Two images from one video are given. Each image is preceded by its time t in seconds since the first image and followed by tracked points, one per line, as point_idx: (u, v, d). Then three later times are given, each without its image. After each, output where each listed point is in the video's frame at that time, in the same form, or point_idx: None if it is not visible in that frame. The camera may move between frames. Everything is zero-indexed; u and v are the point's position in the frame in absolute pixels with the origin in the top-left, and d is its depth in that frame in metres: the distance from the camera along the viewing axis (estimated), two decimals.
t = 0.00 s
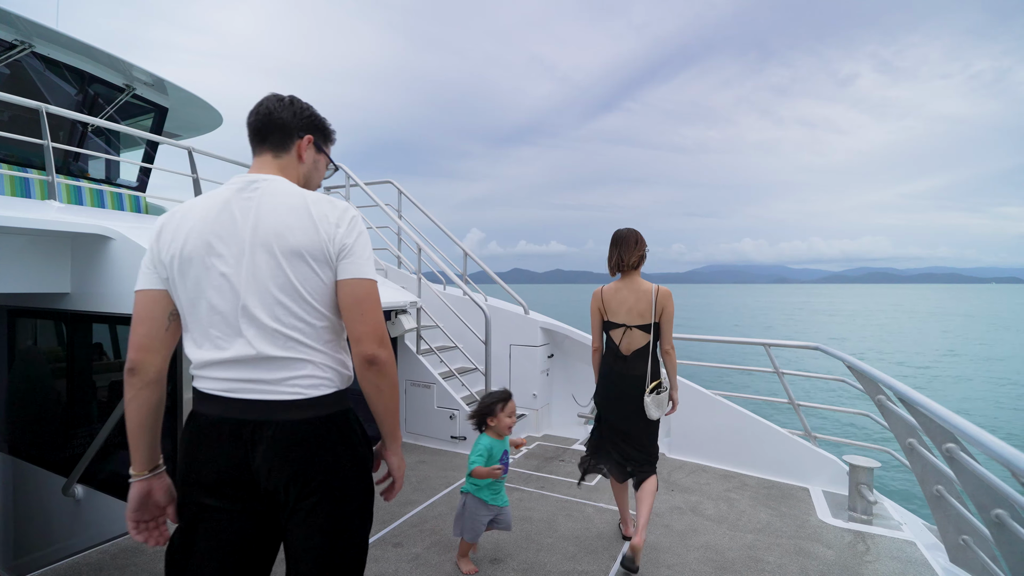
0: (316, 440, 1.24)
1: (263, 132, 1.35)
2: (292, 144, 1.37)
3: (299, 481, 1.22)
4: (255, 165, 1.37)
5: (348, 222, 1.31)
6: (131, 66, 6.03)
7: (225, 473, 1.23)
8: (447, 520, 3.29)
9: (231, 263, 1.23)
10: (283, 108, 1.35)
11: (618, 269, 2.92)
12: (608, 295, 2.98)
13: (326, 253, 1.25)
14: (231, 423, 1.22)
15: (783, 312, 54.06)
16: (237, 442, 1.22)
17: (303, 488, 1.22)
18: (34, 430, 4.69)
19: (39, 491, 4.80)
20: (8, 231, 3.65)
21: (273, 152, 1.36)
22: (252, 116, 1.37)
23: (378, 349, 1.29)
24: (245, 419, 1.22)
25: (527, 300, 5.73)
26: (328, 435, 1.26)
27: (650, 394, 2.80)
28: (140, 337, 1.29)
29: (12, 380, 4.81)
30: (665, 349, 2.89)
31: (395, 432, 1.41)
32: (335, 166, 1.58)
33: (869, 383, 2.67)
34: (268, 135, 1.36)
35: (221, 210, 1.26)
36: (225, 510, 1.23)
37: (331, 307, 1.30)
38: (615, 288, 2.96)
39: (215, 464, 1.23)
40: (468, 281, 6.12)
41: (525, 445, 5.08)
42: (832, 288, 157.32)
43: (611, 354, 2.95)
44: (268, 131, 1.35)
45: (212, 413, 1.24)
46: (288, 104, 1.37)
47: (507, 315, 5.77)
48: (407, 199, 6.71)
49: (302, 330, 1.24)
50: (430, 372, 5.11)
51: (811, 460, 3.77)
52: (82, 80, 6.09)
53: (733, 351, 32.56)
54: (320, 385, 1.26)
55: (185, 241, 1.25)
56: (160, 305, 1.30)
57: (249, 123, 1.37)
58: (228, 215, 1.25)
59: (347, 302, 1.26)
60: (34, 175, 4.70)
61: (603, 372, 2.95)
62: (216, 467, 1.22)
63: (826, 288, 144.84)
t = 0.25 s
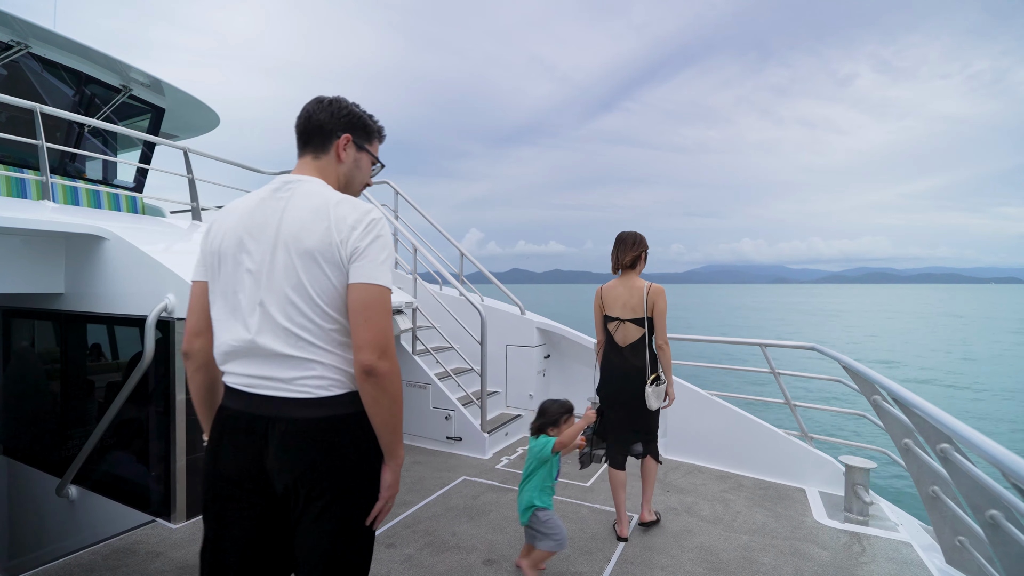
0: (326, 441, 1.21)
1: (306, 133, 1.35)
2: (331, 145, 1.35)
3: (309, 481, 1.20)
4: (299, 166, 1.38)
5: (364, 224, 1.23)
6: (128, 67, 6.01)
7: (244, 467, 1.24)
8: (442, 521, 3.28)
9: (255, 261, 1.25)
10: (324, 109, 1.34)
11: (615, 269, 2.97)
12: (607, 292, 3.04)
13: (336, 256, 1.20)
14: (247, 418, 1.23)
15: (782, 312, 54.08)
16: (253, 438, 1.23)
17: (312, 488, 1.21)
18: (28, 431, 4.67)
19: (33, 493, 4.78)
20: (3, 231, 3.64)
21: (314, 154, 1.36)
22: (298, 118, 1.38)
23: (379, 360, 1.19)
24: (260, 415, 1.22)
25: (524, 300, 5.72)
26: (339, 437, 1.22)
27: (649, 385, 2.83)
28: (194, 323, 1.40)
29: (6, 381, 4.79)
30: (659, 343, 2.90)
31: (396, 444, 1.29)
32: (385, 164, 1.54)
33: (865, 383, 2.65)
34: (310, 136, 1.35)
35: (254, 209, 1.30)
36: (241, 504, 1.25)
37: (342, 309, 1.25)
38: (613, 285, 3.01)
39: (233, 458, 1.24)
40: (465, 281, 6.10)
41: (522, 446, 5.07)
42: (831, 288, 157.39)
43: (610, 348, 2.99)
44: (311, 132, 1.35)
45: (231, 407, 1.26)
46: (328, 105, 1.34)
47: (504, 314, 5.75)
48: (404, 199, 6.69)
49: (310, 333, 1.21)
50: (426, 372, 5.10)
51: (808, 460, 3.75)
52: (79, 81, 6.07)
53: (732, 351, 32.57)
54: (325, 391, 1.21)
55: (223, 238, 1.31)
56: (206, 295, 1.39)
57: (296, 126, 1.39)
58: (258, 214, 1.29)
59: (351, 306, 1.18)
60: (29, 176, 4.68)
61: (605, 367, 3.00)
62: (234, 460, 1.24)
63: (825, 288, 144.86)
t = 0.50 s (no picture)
0: (341, 439, 1.25)
1: (355, 136, 1.41)
2: (376, 146, 1.40)
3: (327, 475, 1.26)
4: (348, 169, 1.44)
5: (393, 230, 1.24)
6: (126, 67, 6.00)
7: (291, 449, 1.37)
8: (438, 521, 3.27)
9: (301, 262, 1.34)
10: (371, 112, 1.39)
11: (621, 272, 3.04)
12: (613, 295, 3.13)
13: (366, 262, 1.24)
14: (289, 405, 1.35)
15: (782, 312, 54.05)
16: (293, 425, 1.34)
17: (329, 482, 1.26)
18: (25, 432, 4.66)
19: (30, 493, 4.77)
20: None
21: (361, 157, 1.41)
22: (347, 124, 1.44)
23: (401, 366, 1.19)
24: (297, 405, 1.33)
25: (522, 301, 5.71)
26: (355, 438, 1.25)
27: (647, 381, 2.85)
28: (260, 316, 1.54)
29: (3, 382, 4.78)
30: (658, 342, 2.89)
31: (426, 456, 1.27)
32: (433, 163, 1.57)
33: (860, 383, 2.64)
34: (358, 140, 1.40)
35: (305, 211, 1.38)
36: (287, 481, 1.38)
37: (372, 312, 1.28)
38: (618, 288, 3.10)
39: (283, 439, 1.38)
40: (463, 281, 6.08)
41: (519, 446, 5.06)
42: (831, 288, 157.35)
43: (616, 348, 3.08)
44: (359, 135, 1.40)
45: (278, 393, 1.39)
46: (375, 106, 1.40)
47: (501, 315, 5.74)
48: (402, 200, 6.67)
49: (343, 334, 1.26)
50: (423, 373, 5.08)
51: (806, 461, 3.74)
52: (77, 82, 6.06)
53: (731, 351, 32.53)
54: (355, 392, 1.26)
55: (277, 239, 1.41)
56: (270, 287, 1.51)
57: (345, 132, 1.45)
58: (306, 216, 1.36)
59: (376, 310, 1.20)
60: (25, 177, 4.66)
61: (611, 365, 3.08)
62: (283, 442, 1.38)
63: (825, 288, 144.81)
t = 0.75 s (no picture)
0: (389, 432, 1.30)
1: (426, 154, 1.48)
2: (446, 165, 1.47)
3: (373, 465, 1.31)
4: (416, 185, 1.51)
5: (461, 242, 1.30)
6: (128, 68, 6.01)
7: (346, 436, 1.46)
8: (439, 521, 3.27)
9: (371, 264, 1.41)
10: (442, 131, 1.47)
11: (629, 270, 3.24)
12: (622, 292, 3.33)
13: (432, 269, 1.31)
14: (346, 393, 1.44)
15: (782, 312, 54.07)
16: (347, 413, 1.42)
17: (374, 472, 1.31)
18: (27, 432, 4.68)
19: (32, 494, 4.78)
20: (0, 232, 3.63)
21: (431, 174, 1.49)
22: (418, 141, 1.52)
23: (464, 369, 1.24)
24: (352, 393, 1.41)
25: (523, 301, 5.72)
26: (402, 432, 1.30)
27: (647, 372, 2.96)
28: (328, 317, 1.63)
29: (5, 382, 4.78)
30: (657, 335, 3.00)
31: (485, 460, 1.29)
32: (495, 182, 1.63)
33: (860, 382, 2.65)
34: (429, 158, 1.48)
35: (377, 218, 1.46)
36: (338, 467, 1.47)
37: (434, 318, 1.34)
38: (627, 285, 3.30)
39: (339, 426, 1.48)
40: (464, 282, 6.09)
41: (521, 446, 5.07)
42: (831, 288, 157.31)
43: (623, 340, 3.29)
44: (429, 155, 1.47)
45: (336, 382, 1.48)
46: (448, 127, 1.47)
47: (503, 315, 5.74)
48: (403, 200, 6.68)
49: (406, 336, 1.33)
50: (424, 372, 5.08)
51: (807, 460, 3.75)
52: (78, 82, 6.08)
53: (731, 350, 32.51)
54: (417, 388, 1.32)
55: (350, 246, 1.50)
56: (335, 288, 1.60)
57: (416, 149, 1.52)
58: (379, 223, 1.45)
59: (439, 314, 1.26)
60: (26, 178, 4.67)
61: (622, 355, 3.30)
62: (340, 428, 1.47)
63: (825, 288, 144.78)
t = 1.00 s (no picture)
0: (474, 423, 1.51)
1: (493, 177, 1.68)
2: (511, 185, 1.67)
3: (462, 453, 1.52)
4: (485, 204, 1.72)
5: (530, 250, 1.48)
6: (128, 68, 6.04)
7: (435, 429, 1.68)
8: (444, 521, 3.30)
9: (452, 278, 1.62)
10: (504, 155, 1.66)
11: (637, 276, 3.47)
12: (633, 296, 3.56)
13: (506, 276, 1.49)
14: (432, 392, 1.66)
15: (782, 311, 54.10)
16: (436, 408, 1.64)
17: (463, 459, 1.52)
18: (30, 434, 4.69)
19: (34, 495, 4.79)
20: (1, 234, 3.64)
21: (498, 194, 1.69)
22: (484, 166, 1.72)
23: (537, 360, 1.41)
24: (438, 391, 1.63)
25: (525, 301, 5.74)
26: (484, 423, 1.51)
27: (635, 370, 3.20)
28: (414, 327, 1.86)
29: (8, 383, 4.80)
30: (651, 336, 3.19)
31: (561, 441, 1.46)
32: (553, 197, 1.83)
33: (860, 380, 2.68)
34: (495, 180, 1.68)
35: (454, 237, 1.67)
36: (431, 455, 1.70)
37: (508, 320, 1.53)
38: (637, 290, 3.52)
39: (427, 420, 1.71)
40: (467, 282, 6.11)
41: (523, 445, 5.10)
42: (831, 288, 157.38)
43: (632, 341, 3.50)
44: (496, 177, 1.67)
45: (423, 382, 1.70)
46: (511, 151, 1.66)
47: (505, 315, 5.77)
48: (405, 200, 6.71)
49: (486, 337, 1.52)
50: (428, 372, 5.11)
51: (808, 458, 3.78)
52: (79, 83, 6.10)
53: (731, 349, 32.48)
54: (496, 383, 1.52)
55: (431, 261, 1.71)
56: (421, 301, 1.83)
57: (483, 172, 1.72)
58: (456, 241, 1.66)
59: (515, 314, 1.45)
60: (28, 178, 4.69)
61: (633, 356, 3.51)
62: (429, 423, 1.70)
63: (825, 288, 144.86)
